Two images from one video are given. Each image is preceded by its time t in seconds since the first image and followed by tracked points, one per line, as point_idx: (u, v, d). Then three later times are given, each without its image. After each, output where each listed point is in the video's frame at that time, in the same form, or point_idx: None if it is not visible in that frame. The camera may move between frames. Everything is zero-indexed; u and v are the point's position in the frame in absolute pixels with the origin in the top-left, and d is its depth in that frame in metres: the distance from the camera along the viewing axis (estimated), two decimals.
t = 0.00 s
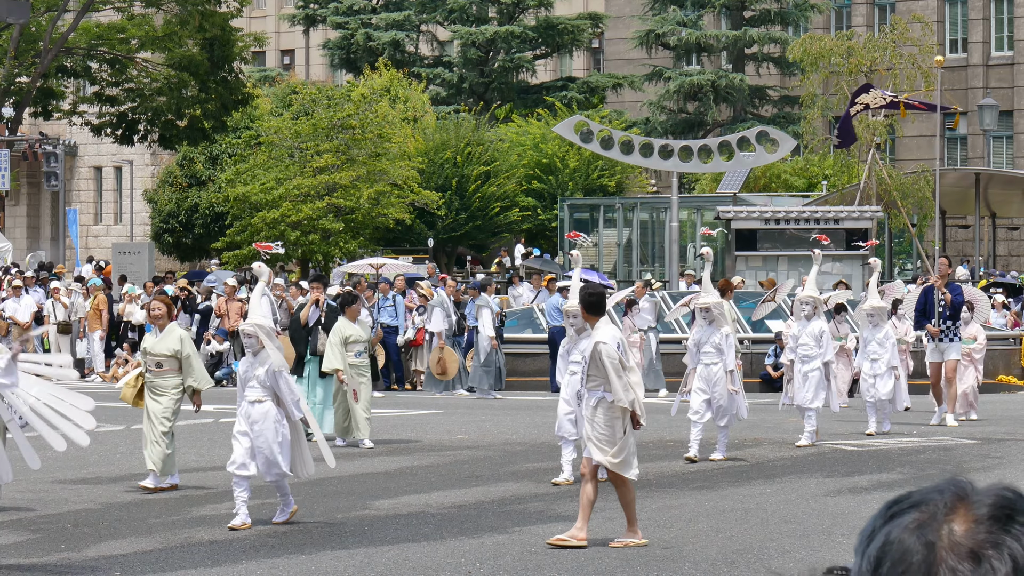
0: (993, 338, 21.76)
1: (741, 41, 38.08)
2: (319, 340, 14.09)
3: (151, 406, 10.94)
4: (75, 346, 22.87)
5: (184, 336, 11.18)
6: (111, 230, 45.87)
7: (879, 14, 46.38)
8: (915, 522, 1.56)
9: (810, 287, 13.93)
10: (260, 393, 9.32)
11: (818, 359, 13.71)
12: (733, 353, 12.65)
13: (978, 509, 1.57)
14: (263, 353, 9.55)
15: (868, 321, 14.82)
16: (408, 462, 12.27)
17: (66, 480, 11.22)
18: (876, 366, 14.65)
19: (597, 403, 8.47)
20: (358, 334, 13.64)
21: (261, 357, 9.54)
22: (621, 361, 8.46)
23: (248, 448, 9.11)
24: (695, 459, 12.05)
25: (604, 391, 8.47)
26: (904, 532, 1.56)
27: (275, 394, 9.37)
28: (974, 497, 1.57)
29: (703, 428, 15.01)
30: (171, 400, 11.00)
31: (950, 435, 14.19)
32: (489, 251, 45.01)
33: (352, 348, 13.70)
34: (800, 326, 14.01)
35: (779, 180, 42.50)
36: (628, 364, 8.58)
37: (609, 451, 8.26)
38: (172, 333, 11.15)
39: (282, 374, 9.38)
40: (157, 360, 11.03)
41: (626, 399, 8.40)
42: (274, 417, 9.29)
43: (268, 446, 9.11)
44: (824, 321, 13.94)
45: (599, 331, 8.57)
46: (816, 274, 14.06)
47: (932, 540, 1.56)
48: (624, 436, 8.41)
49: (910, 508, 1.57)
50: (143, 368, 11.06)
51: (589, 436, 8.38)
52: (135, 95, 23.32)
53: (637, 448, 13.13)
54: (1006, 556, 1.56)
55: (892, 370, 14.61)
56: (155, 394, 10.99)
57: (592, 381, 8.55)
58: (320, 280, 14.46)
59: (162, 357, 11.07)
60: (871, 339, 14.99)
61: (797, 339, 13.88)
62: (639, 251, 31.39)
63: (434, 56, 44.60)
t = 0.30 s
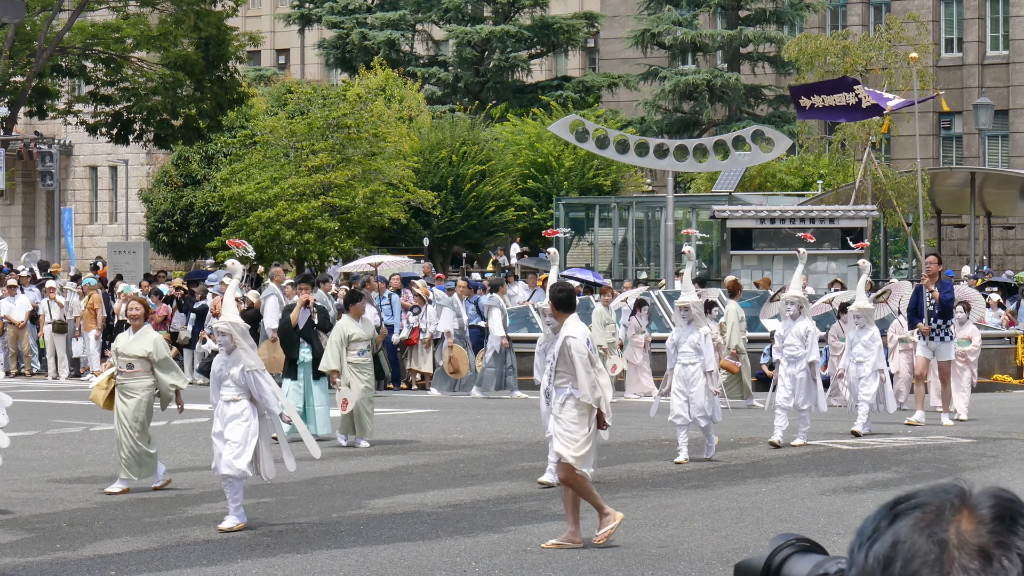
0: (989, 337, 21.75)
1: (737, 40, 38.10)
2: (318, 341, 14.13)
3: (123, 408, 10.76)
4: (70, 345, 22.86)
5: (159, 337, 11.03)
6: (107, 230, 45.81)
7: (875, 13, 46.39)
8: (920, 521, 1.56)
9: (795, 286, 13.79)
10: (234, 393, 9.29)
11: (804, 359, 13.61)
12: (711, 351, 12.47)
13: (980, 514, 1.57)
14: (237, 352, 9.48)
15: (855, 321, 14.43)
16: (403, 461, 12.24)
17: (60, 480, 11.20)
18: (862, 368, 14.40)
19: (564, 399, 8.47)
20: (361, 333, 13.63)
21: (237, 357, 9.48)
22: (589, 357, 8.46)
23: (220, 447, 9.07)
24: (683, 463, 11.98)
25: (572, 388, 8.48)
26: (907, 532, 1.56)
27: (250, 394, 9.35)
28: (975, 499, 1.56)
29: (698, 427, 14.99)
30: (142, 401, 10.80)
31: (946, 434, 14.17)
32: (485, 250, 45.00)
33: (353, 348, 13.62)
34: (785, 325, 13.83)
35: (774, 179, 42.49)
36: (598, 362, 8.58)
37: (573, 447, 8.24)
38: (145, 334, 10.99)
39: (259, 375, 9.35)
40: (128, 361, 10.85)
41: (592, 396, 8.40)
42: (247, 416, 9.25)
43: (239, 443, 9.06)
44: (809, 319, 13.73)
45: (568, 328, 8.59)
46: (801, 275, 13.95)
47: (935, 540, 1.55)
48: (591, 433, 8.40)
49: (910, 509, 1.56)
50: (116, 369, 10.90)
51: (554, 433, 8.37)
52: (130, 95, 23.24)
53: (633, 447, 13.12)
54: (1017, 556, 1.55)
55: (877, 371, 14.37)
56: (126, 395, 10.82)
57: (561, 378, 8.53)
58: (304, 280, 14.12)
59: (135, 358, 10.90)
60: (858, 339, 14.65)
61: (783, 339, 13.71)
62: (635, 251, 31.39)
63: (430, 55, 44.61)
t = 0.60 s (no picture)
0: (982, 335, 21.81)
1: (731, 39, 38.16)
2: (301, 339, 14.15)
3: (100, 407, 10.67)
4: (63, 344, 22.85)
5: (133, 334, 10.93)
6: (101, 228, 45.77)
7: (868, 11, 46.48)
8: (932, 524, 1.61)
9: (775, 285, 13.57)
10: (208, 395, 9.15)
11: (786, 358, 13.34)
12: (693, 353, 12.37)
13: (987, 524, 1.63)
14: (211, 354, 9.35)
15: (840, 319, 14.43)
16: (398, 459, 12.26)
17: (56, 480, 11.20)
18: (846, 366, 14.34)
19: (536, 401, 8.44)
20: (358, 333, 13.62)
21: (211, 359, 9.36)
22: (558, 357, 8.42)
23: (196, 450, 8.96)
24: (671, 462, 11.82)
25: (541, 390, 8.44)
26: (920, 535, 1.61)
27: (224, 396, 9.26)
28: (981, 507, 1.61)
29: (692, 425, 15.02)
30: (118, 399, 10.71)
31: (939, 432, 14.23)
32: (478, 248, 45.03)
33: (351, 348, 13.58)
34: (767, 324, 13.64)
35: (768, 178, 42.55)
36: (567, 362, 8.52)
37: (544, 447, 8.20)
38: (119, 331, 10.89)
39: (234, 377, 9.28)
40: (102, 357, 10.73)
41: (561, 398, 8.36)
42: (221, 418, 9.11)
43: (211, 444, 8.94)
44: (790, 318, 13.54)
45: (537, 327, 8.52)
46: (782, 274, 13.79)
47: (950, 543, 1.61)
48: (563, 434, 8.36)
49: (921, 513, 1.62)
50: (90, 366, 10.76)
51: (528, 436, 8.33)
52: (124, 93, 23.17)
53: (627, 446, 13.14)
54: None
55: (861, 368, 14.32)
56: (101, 393, 10.69)
57: (531, 379, 8.50)
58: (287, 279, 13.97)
59: (108, 355, 10.79)
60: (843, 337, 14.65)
61: (764, 339, 13.52)
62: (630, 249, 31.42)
63: (423, 54, 44.62)
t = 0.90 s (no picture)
0: (975, 335, 21.84)
1: (725, 39, 38.16)
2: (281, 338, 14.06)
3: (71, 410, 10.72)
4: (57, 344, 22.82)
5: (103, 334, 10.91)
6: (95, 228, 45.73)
7: (862, 11, 46.51)
8: (927, 532, 1.62)
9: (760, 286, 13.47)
10: (184, 392, 9.01)
11: (769, 360, 13.35)
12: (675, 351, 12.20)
13: (978, 537, 1.65)
14: (189, 351, 9.22)
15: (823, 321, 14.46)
16: (392, 459, 12.26)
17: (50, 480, 11.19)
18: (828, 367, 14.28)
19: (506, 403, 8.40)
20: (353, 332, 13.59)
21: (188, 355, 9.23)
22: (529, 360, 8.39)
23: (170, 449, 8.81)
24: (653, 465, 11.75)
25: (512, 392, 8.40)
26: (914, 541, 1.62)
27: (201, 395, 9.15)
28: (975, 520, 1.63)
29: (686, 425, 15.04)
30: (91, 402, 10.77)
31: (933, 432, 14.25)
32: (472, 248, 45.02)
33: (346, 348, 13.58)
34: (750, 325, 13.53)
35: (762, 177, 42.61)
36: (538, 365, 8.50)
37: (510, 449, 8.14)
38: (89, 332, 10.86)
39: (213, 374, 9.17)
40: (73, 360, 10.74)
41: (532, 400, 8.34)
42: (198, 417, 8.96)
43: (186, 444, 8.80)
44: (775, 319, 13.48)
45: (509, 331, 8.51)
46: (767, 274, 13.62)
47: (944, 550, 1.63)
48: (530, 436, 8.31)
49: (914, 524, 1.63)
50: (62, 370, 10.75)
51: (495, 437, 8.27)
52: (118, 93, 23.07)
53: (621, 445, 13.16)
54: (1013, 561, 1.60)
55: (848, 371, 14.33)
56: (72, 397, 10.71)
57: (501, 381, 8.47)
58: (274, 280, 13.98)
59: (79, 358, 10.78)
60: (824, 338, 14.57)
61: (748, 341, 13.45)
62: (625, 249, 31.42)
63: (418, 53, 44.61)
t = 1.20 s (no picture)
0: (966, 335, 21.89)
1: (716, 40, 38.21)
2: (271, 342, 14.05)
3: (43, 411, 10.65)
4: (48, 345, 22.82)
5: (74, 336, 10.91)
6: (87, 230, 45.69)
7: (853, 12, 46.58)
8: (926, 536, 1.64)
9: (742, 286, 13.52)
10: (150, 398, 8.87)
11: (751, 360, 13.35)
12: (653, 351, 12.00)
13: (975, 542, 1.67)
14: (159, 358, 9.14)
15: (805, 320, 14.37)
16: (385, 460, 12.27)
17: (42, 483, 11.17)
18: (812, 366, 14.15)
19: (480, 405, 8.32)
20: (352, 335, 13.65)
21: (156, 361, 9.13)
22: (505, 361, 8.35)
23: (136, 457, 8.66)
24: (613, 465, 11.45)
25: (487, 394, 8.32)
26: (913, 544, 1.63)
27: (170, 399, 9.06)
28: (972, 526, 1.65)
29: (678, 426, 15.06)
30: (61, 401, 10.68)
31: (925, 431, 14.27)
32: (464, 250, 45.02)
33: (344, 349, 13.60)
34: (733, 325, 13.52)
35: (754, 178, 42.66)
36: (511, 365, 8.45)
37: (492, 457, 8.13)
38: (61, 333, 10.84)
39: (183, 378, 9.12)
40: (46, 360, 10.73)
41: (509, 402, 8.30)
42: (164, 423, 8.81)
43: (158, 452, 8.66)
44: (757, 319, 13.49)
45: (481, 330, 8.42)
46: (751, 274, 13.52)
47: (943, 554, 1.64)
48: (508, 440, 8.30)
49: (911, 527, 1.64)
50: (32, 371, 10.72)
51: (473, 442, 8.20)
52: (109, 94, 23.02)
53: (612, 446, 13.17)
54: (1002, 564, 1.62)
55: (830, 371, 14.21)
56: (43, 395, 10.66)
57: (475, 381, 8.36)
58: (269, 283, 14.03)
59: (51, 358, 10.78)
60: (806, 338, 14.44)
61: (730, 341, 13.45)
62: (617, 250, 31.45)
63: (410, 54, 44.71)
